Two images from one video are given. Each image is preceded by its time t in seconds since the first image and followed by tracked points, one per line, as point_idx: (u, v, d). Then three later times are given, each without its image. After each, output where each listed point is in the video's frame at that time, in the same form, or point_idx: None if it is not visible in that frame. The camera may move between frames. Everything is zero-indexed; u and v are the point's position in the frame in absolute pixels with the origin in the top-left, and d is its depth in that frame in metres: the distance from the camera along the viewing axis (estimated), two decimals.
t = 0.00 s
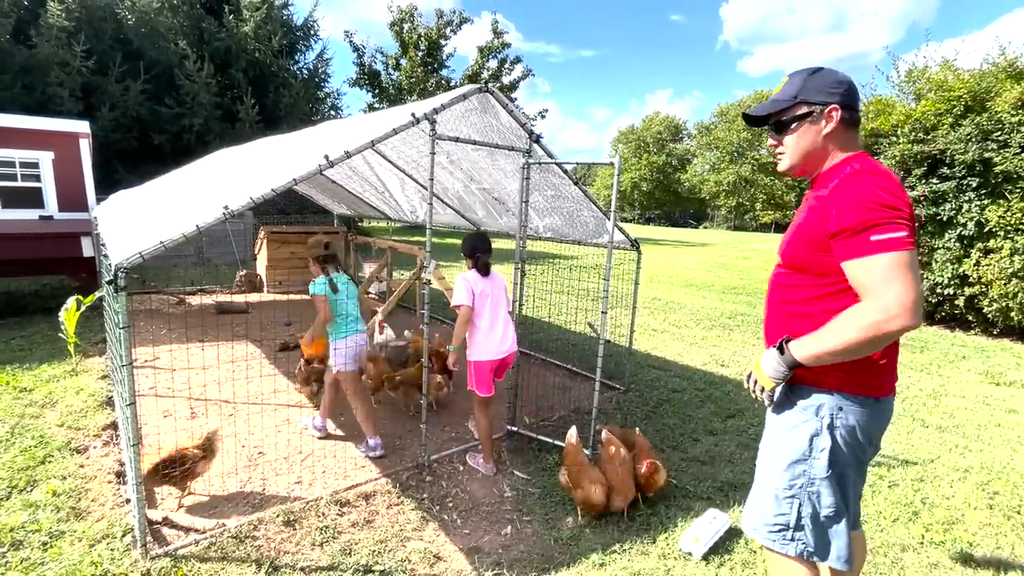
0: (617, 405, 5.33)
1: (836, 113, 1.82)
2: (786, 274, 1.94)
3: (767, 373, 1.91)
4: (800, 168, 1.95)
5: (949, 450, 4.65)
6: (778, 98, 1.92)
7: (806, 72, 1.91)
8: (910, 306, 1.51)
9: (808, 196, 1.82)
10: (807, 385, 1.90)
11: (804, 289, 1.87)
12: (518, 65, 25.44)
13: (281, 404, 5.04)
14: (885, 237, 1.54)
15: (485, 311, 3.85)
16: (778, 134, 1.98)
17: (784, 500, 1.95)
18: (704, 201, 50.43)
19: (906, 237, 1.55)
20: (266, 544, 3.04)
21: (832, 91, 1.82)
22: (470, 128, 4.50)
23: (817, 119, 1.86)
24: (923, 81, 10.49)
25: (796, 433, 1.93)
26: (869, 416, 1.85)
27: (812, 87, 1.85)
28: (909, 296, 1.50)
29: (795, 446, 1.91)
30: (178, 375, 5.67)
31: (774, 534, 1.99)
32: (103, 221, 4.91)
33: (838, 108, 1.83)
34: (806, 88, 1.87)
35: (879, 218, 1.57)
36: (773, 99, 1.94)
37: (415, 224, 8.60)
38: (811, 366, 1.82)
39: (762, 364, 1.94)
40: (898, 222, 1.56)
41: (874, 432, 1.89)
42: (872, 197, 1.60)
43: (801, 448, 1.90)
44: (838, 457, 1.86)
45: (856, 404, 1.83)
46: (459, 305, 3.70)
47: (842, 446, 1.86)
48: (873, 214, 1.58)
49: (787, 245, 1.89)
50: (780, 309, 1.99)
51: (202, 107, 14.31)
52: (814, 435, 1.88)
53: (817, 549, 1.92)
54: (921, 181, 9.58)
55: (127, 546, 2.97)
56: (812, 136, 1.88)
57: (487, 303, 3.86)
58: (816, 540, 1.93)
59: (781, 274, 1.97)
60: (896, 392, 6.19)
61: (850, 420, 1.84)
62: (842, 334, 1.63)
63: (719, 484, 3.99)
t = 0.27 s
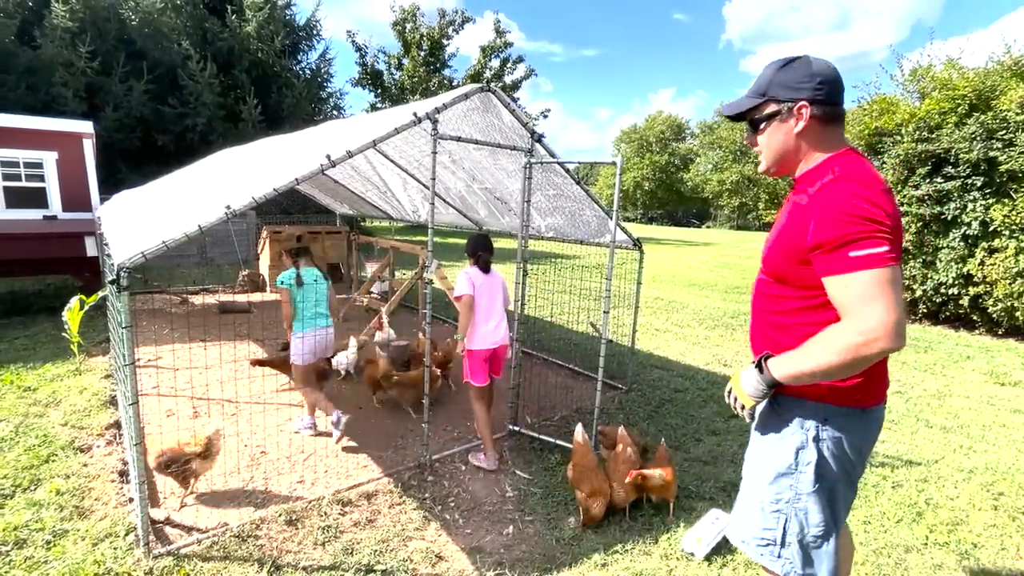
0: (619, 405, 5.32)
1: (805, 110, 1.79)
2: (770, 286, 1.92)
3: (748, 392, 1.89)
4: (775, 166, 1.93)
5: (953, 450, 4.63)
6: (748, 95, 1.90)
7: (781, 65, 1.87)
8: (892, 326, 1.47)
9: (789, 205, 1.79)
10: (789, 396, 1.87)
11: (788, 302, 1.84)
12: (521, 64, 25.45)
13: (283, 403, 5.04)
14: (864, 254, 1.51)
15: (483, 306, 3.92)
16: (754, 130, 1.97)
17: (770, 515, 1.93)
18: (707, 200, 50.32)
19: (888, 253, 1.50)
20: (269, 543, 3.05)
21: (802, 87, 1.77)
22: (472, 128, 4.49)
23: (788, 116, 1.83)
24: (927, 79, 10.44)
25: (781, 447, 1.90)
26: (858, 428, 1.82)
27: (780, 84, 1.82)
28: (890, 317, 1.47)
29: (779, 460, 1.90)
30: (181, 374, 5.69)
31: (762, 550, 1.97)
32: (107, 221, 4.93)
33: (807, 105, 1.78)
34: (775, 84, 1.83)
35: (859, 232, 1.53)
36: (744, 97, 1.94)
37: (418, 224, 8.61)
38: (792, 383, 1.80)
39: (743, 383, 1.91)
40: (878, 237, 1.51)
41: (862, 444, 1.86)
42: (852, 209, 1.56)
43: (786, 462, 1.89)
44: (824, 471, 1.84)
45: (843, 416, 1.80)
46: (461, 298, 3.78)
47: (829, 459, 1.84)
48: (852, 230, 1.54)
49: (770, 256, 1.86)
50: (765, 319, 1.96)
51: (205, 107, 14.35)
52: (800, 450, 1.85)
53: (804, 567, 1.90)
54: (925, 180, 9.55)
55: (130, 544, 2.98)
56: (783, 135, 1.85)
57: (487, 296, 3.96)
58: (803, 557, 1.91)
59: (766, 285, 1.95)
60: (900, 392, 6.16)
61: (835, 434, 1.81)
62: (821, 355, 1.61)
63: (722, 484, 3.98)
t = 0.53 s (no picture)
0: (622, 405, 5.30)
1: (785, 103, 1.72)
2: (760, 290, 1.84)
3: (725, 404, 1.83)
4: (759, 161, 1.89)
5: (960, 450, 4.59)
6: (728, 89, 1.85)
7: (762, 52, 1.79)
8: (884, 341, 1.38)
9: (781, 206, 1.69)
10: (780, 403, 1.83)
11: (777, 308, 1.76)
12: (524, 63, 25.44)
13: (287, 403, 5.06)
14: (857, 262, 1.41)
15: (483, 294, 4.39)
16: (737, 122, 1.92)
17: (767, 526, 1.90)
18: (710, 199, 50.17)
19: (883, 263, 1.41)
20: (273, 542, 3.05)
21: (780, 78, 1.70)
22: (475, 126, 4.48)
23: (769, 109, 1.77)
24: (933, 77, 10.38)
25: (776, 457, 1.86)
26: (853, 433, 1.80)
27: (757, 76, 1.75)
28: (882, 331, 1.38)
29: (777, 469, 1.86)
30: (185, 373, 5.71)
31: (758, 558, 1.95)
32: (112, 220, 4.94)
33: (788, 96, 1.72)
34: (753, 76, 1.77)
35: (853, 239, 1.44)
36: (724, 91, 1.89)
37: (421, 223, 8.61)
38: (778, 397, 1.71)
39: (721, 394, 1.84)
40: (875, 245, 1.42)
41: (856, 448, 1.84)
42: (848, 213, 1.47)
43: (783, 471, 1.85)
44: (820, 477, 1.81)
45: (838, 422, 1.76)
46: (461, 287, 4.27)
47: (824, 467, 1.81)
48: (845, 235, 1.45)
49: (759, 258, 1.77)
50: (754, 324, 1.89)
51: (209, 107, 14.40)
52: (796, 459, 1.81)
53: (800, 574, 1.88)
54: (931, 178, 9.49)
55: (134, 543, 2.98)
56: (765, 130, 1.80)
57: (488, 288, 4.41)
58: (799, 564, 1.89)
59: (756, 288, 1.87)
60: (906, 392, 6.13)
61: (831, 441, 1.78)
62: (808, 366, 1.52)
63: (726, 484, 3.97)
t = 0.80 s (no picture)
0: (626, 405, 5.29)
1: (753, 106, 1.70)
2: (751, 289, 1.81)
3: (709, 410, 1.81)
4: (738, 164, 1.86)
5: (968, 451, 4.55)
6: (698, 96, 1.84)
7: (728, 57, 1.78)
8: (879, 348, 1.37)
9: (773, 205, 1.65)
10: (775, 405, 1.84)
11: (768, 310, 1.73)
12: (526, 63, 25.44)
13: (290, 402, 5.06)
14: (855, 268, 1.38)
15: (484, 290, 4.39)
16: (712, 128, 1.90)
17: (782, 536, 1.84)
18: (714, 199, 50.05)
19: (880, 267, 1.39)
20: (277, 542, 3.05)
21: (747, 82, 1.68)
22: (478, 125, 4.47)
23: (739, 113, 1.75)
24: (939, 75, 10.32)
25: (791, 464, 1.82)
26: (857, 431, 1.81)
27: (724, 81, 1.74)
28: (878, 339, 1.37)
29: (788, 475, 1.82)
30: (189, 373, 5.72)
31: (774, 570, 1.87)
32: (116, 220, 4.95)
33: (756, 99, 1.69)
34: (720, 81, 1.76)
35: (851, 243, 1.40)
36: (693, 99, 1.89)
37: (424, 222, 8.61)
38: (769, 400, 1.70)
39: (705, 399, 1.82)
40: (872, 249, 1.39)
41: (858, 446, 1.86)
42: (846, 216, 1.43)
43: (799, 477, 1.81)
44: (831, 479, 1.81)
45: (842, 422, 1.77)
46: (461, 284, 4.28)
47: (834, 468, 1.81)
48: (843, 239, 1.41)
49: (751, 257, 1.74)
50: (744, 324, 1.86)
51: (212, 107, 14.44)
52: (810, 463, 1.79)
53: None
54: (937, 177, 9.44)
55: (139, 542, 2.99)
56: (739, 134, 1.78)
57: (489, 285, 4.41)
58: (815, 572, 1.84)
59: (746, 287, 1.85)
60: (911, 392, 6.10)
61: (840, 441, 1.78)
62: (802, 372, 1.50)
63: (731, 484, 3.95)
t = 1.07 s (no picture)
0: (630, 405, 5.27)
1: (719, 103, 1.77)
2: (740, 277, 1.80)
3: (730, 411, 1.64)
4: (708, 161, 1.90)
5: (975, 452, 4.52)
6: (665, 100, 1.91)
7: (692, 61, 1.87)
8: (894, 309, 1.39)
9: (760, 190, 1.66)
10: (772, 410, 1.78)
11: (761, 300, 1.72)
12: (528, 62, 25.42)
13: (294, 403, 5.05)
14: (861, 235, 1.41)
15: (489, 287, 4.43)
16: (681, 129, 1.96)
17: (774, 542, 1.84)
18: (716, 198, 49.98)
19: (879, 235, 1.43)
20: (281, 543, 3.04)
21: (710, 81, 1.76)
22: (482, 125, 4.46)
23: (705, 111, 1.82)
24: (944, 73, 10.28)
25: (780, 471, 1.80)
26: (833, 428, 1.85)
27: (689, 81, 1.82)
28: (892, 304, 1.38)
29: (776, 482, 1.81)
30: (192, 373, 5.71)
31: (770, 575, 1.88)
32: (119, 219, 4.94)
33: (720, 96, 1.77)
34: (687, 82, 1.83)
35: (853, 212, 1.44)
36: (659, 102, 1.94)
37: (427, 221, 8.60)
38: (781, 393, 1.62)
39: (723, 400, 1.67)
40: (869, 218, 1.43)
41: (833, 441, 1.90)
42: (839, 190, 1.47)
43: (787, 484, 1.80)
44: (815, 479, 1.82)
45: (824, 420, 1.80)
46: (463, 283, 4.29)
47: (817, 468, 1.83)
48: (844, 208, 1.44)
49: (741, 245, 1.72)
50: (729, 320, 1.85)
51: (215, 106, 14.45)
52: (796, 468, 1.79)
53: None
54: (942, 176, 9.39)
55: (142, 543, 2.98)
56: (709, 130, 1.82)
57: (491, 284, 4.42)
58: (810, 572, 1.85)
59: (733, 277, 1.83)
60: (917, 392, 6.07)
61: (821, 441, 1.81)
62: (822, 348, 1.45)
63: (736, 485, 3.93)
